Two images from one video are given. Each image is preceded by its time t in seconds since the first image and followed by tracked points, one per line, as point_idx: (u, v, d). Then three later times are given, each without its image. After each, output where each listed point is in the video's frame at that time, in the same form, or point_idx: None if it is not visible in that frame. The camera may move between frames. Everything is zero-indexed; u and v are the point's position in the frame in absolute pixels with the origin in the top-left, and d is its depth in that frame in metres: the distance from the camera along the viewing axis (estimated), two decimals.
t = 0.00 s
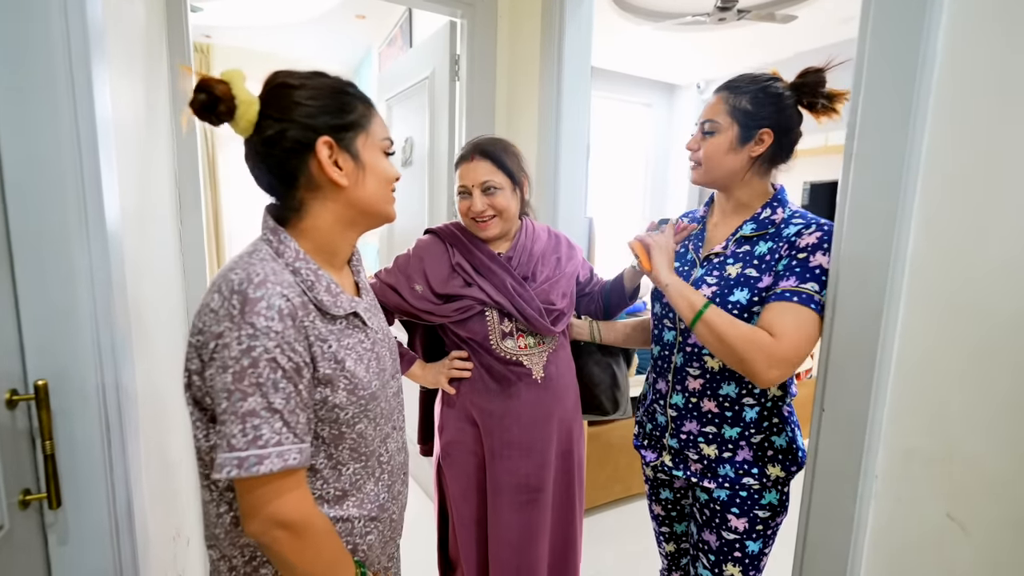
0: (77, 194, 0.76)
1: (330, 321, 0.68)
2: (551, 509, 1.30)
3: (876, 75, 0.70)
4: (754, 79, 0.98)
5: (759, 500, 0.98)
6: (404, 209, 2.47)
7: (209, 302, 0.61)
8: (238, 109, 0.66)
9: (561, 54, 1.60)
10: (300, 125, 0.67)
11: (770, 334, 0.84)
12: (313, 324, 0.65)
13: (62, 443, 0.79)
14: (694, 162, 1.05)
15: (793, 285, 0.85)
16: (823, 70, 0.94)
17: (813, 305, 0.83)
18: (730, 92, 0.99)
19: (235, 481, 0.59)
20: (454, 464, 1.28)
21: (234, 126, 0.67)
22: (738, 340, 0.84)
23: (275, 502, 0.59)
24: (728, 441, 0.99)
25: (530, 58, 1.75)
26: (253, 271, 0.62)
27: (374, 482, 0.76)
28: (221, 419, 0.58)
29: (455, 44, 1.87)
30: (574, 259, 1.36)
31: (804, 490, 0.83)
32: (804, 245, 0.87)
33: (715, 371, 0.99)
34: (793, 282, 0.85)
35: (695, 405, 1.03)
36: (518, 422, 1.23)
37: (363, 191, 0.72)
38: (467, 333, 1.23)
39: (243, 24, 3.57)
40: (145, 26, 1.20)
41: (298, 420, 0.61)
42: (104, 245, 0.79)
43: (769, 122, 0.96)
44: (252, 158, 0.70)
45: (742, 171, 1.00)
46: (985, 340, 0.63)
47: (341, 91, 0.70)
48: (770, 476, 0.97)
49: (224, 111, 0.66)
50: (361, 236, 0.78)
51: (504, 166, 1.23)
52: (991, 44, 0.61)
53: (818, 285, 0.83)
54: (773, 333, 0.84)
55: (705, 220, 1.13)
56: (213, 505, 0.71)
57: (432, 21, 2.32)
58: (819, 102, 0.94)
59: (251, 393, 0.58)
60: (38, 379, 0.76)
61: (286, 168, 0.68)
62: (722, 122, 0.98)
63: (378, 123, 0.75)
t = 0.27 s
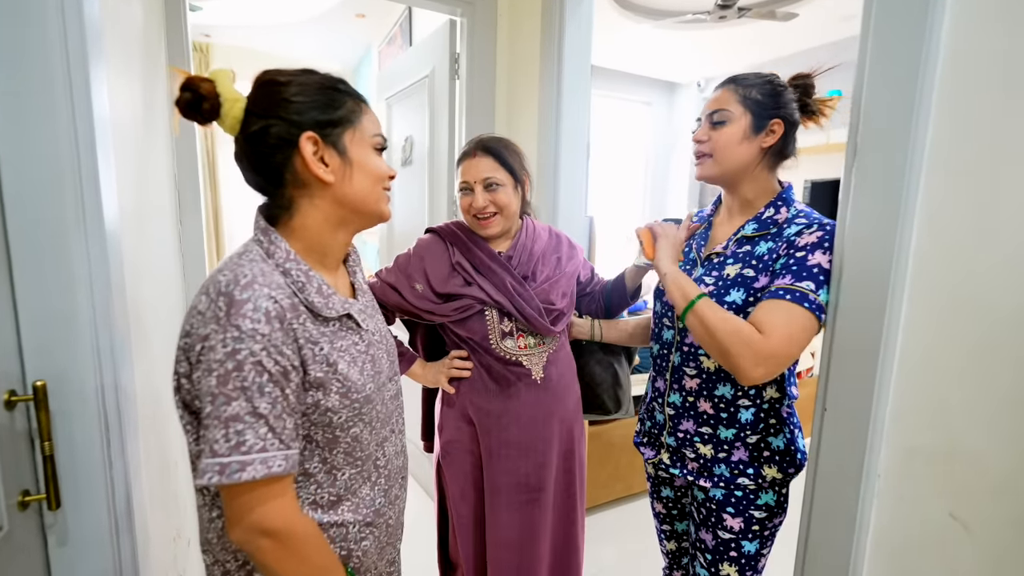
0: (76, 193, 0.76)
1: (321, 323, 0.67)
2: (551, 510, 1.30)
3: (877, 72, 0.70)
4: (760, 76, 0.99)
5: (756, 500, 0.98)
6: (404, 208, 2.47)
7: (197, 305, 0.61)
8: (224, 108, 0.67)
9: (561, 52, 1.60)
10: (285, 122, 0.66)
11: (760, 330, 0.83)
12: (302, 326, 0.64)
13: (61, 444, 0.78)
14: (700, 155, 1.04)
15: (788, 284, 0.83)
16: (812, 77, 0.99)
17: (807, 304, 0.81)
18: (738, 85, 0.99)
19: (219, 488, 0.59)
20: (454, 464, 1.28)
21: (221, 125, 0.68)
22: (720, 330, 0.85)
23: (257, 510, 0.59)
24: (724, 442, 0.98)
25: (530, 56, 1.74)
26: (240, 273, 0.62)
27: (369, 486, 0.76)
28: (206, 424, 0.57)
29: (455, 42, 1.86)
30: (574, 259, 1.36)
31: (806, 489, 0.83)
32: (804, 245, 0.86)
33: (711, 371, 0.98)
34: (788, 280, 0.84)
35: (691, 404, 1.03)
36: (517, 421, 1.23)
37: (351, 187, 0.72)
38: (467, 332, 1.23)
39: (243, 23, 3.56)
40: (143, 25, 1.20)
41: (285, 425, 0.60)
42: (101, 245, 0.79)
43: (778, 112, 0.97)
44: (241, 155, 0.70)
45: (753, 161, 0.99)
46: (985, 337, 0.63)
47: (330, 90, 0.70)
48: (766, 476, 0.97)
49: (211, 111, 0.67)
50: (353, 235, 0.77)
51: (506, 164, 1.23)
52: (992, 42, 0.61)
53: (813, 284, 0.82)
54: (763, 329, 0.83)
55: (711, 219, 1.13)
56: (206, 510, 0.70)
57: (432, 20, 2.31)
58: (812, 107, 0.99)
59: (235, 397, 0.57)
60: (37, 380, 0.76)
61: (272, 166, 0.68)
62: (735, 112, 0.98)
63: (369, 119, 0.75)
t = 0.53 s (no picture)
0: (80, 196, 0.76)
1: (322, 328, 0.67)
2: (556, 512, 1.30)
3: (883, 70, 0.69)
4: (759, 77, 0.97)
5: (757, 502, 0.97)
6: (406, 209, 2.47)
7: (198, 308, 0.62)
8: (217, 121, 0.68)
9: (563, 52, 1.59)
10: (279, 127, 0.66)
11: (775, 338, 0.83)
12: (302, 330, 0.65)
13: (67, 446, 0.79)
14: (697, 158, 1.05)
15: (796, 287, 0.83)
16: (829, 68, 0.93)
17: (817, 308, 0.81)
18: (733, 89, 0.99)
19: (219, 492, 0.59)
20: (459, 467, 1.28)
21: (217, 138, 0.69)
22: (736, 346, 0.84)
23: (256, 515, 0.59)
24: (725, 442, 0.98)
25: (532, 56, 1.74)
26: (241, 275, 0.62)
27: (370, 493, 0.76)
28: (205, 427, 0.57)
29: (457, 43, 1.86)
30: (576, 260, 1.36)
31: (811, 491, 0.83)
32: (808, 245, 0.86)
33: (711, 370, 0.98)
34: (795, 283, 0.84)
35: (692, 404, 1.03)
36: (523, 424, 1.23)
37: (353, 185, 0.72)
38: (472, 335, 1.23)
39: (246, 23, 3.57)
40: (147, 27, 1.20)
41: (284, 429, 0.60)
42: (105, 249, 0.79)
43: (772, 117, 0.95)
44: (241, 168, 0.70)
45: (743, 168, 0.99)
46: (989, 339, 0.63)
47: (319, 89, 0.70)
48: (768, 478, 0.97)
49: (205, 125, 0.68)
50: (358, 236, 0.78)
51: (512, 164, 1.23)
52: (998, 42, 0.61)
53: (821, 286, 0.82)
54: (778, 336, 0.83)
55: (711, 219, 1.13)
56: (206, 515, 0.70)
57: (435, 20, 2.31)
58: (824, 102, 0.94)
59: (235, 400, 0.57)
60: (42, 383, 0.76)
61: (271, 171, 0.68)
62: (725, 119, 0.98)
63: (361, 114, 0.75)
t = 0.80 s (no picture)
0: (83, 198, 0.76)
1: (323, 330, 0.68)
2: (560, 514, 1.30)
3: (883, 69, 0.70)
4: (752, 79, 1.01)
5: (749, 501, 0.97)
6: (407, 210, 2.47)
7: (199, 310, 0.62)
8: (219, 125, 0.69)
9: (564, 52, 1.60)
10: (281, 129, 0.67)
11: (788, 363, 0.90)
12: (303, 332, 0.65)
13: (71, 447, 0.79)
14: (698, 152, 1.04)
15: (811, 310, 0.87)
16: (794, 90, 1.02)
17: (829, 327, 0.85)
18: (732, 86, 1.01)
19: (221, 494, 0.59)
20: (460, 468, 1.28)
21: (218, 142, 0.70)
22: (737, 385, 0.92)
23: (258, 517, 0.60)
24: (718, 439, 0.99)
25: (533, 57, 1.74)
26: (242, 277, 0.62)
27: (371, 495, 0.76)
28: (207, 428, 0.58)
29: (458, 44, 1.87)
30: (576, 261, 1.36)
31: (811, 491, 0.83)
32: (809, 258, 0.87)
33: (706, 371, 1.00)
34: (808, 305, 0.87)
35: (686, 403, 1.03)
36: (527, 426, 1.23)
37: (355, 185, 0.72)
38: (476, 337, 1.23)
39: (247, 25, 3.57)
40: (148, 28, 1.20)
41: (286, 431, 0.61)
42: (108, 251, 0.80)
43: (773, 109, 0.98)
44: (245, 171, 0.70)
45: (749, 158, 1.00)
46: (990, 338, 0.63)
47: (320, 91, 0.70)
48: (761, 478, 0.97)
49: (207, 129, 0.69)
50: (359, 238, 0.78)
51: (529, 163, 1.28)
52: (998, 37, 0.61)
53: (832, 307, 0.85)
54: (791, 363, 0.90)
55: (709, 219, 1.12)
56: (208, 516, 0.70)
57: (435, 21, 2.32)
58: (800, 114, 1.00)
59: (236, 402, 0.58)
60: (45, 384, 0.77)
61: (274, 172, 0.68)
62: (731, 109, 0.99)
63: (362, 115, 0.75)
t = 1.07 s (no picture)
0: (85, 199, 0.77)
1: (325, 330, 0.68)
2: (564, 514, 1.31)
3: (880, 68, 0.70)
4: (751, 80, 0.99)
5: (752, 497, 0.98)
6: (407, 210, 2.48)
7: (202, 311, 0.63)
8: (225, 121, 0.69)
9: (564, 52, 1.60)
10: (285, 128, 0.68)
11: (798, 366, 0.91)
12: (305, 332, 0.65)
13: (74, 446, 0.80)
14: (693, 160, 1.06)
15: (815, 309, 0.87)
16: (810, 73, 0.98)
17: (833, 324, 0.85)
18: (727, 92, 1.00)
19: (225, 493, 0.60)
20: (463, 469, 1.27)
21: (222, 138, 0.70)
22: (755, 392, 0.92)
23: (261, 516, 0.60)
24: (722, 436, 1.00)
25: (533, 57, 1.75)
26: (245, 278, 0.63)
27: (374, 493, 0.77)
28: (211, 429, 0.58)
29: (458, 44, 1.87)
30: (575, 261, 1.37)
31: (809, 489, 0.84)
32: (811, 256, 0.88)
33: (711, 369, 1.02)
34: (811, 304, 0.88)
35: (690, 402, 1.04)
36: (531, 426, 1.24)
37: (357, 186, 0.73)
38: (480, 338, 1.24)
39: (247, 25, 3.58)
40: (149, 30, 1.21)
41: (289, 431, 0.61)
42: (110, 251, 0.80)
43: (769, 115, 0.97)
44: (246, 166, 0.71)
45: (743, 167, 1.00)
46: (989, 338, 0.63)
47: (325, 91, 0.71)
48: (763, 474, 0.98)
49: (213, 125, 0.69)
50: (360, 238, 0.78)
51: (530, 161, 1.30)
52: (996, 37, 0.61)
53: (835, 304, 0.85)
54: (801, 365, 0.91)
55: (706, 219, 1.12)
56: (211, 515, 0.71)
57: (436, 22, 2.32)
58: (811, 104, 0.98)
59: (240, 403, 0.58)
60: (49, 383, 0.77)
61: (276, 171, 0.69)
62: (722, 121, 0.99)
63: (365, 116, 0.75)
